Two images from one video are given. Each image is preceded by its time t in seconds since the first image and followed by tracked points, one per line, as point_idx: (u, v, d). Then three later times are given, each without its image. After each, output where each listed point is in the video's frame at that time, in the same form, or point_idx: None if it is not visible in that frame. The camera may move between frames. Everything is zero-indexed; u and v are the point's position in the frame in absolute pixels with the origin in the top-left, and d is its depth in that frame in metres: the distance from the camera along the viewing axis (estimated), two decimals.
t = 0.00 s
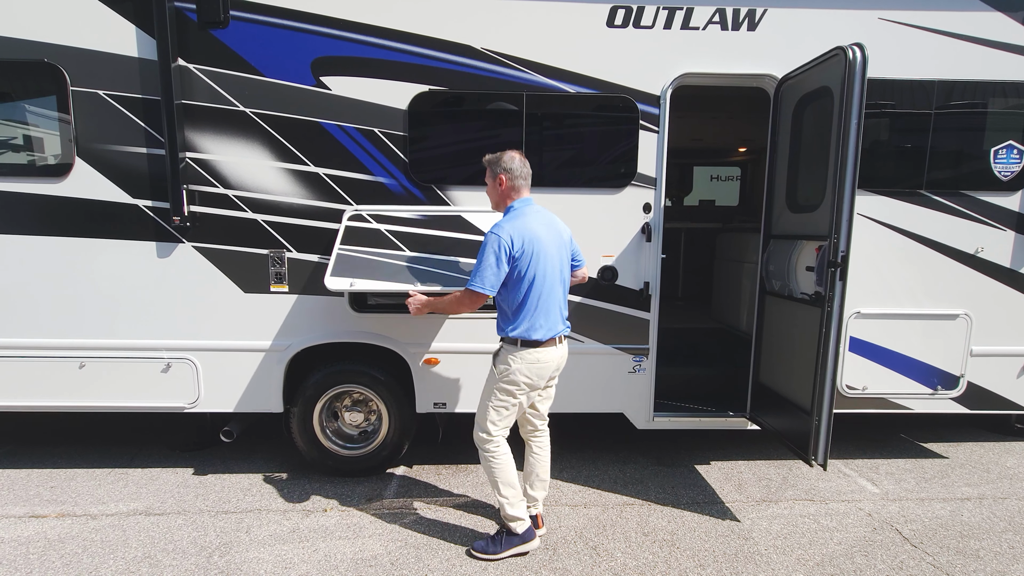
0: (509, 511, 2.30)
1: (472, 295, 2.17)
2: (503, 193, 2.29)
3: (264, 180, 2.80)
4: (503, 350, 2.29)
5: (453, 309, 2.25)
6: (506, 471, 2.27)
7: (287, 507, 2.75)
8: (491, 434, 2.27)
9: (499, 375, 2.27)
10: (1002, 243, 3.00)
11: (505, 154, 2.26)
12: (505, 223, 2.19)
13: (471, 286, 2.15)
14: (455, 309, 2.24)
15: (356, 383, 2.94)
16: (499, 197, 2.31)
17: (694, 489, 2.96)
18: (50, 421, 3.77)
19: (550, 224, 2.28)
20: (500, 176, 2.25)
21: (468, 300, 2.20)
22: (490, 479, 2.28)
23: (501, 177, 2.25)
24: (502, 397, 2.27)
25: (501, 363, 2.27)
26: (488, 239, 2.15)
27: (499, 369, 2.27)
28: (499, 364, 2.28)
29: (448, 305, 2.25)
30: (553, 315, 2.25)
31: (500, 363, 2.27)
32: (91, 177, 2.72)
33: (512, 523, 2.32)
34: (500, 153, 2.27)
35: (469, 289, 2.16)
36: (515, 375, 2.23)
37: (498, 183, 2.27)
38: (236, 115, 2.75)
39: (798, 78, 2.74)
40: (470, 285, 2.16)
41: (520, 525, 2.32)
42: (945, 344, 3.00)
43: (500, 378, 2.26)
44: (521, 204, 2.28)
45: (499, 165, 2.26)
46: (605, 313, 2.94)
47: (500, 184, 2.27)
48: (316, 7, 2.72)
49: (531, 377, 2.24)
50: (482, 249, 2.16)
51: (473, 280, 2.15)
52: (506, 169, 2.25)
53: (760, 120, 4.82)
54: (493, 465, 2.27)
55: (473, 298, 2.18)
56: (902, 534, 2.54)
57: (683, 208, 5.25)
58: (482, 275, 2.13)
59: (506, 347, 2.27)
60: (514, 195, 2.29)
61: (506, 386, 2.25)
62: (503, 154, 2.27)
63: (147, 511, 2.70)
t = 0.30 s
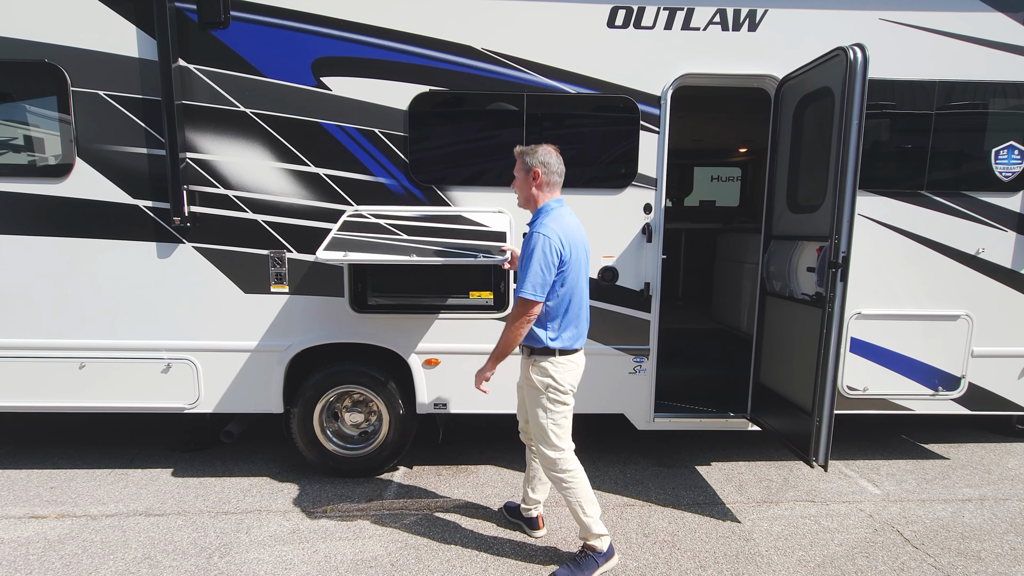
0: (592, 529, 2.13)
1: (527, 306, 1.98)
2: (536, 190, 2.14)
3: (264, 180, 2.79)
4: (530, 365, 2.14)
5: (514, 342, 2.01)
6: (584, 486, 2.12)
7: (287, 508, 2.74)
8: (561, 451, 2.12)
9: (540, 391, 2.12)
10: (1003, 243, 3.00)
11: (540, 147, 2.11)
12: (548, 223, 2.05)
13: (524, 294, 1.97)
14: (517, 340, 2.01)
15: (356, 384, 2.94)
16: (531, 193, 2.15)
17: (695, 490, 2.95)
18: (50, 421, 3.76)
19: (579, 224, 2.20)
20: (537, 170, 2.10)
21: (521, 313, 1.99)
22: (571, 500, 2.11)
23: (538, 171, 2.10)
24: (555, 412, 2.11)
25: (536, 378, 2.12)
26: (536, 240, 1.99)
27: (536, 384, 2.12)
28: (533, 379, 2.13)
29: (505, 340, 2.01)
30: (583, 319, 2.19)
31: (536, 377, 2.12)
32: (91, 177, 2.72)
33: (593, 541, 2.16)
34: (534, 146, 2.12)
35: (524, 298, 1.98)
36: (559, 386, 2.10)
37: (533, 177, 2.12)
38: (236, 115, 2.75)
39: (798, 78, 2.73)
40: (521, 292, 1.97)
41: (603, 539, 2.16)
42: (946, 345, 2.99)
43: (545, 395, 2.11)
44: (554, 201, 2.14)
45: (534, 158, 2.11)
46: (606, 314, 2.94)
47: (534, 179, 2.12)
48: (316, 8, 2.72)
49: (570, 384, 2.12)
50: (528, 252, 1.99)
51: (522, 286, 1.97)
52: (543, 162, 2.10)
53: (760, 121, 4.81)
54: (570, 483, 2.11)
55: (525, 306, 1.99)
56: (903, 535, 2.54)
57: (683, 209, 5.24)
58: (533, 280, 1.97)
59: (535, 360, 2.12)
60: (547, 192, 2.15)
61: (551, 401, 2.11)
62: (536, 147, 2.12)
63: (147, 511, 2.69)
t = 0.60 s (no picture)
0: (603, 535, 2.12)
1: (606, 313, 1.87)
2: (565, 190, 2.06)
3: (265, 180, 2.79)
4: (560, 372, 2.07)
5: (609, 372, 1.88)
6: (607, 493, 2.10)
7: (287, 509, 2.74)
8: (591, 457, 2.07)
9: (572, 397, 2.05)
10: (1005, 244, 2.99)
11: (570, 144, 2.02)
12: (591, 225, 1.96)
13: (600, 302, 1.85)
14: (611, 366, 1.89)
15: (355, 385, 2.94)
16: (560, 194, 2.07)
17: (696, 490, 2.95)
18: (50, 422, 3.76)
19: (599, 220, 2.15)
20: (570, 169, 2.02)
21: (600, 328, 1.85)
22: (593, 505, 2.09)
23: (570, 170, 2.03)
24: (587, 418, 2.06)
25: (567, 384, 2.06)
26: (591, 245, 1.89)
27: (569, 390, 2.06)
28: (564, 386, 2.07)
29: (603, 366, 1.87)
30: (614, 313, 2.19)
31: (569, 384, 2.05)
32: (92, 177, 2.71)
33: (600, 548, 2.15)
34: (564, 141, 2.02)
35: (598, 308, 1.85)
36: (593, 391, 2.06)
37: (563, 177, 2.03)
38: (237, 115, 2.74)
39: (800, 78, 2.73)
40: (592, 301, 1.85)
41: (610, 547, 2.16)
42: (948, 346, 2.99)
43: (578, 401, 2.05)
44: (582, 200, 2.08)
45: (565, 156, 2.02)
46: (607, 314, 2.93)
47: (564, 179, 2.04)
48: (316, 8, 2.72)
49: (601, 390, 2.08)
50: (588, 257, 1.88)
51: (591, 295, 1.85)
52: (574, 160, 2.03)
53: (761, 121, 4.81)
54: (595, 489, 2.08)
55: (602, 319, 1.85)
56: (904, 536, 2.53)
57: (684, 209, 5.23)
58: (600, 288, 1.86)
59: (568, 366, 2.06)
60: (574, 192, 2.08)
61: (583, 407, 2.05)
62: (566, 143, 2.03)
63: (147, 512, 2.69)
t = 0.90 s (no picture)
0: (608, 538, 2.11)
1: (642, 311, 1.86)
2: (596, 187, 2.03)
3: (266, 180, 2.79)
4: (586, 373, 2.02)
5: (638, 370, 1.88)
6: (618, 499, 2.09)
7: (286, 509, 2.73)
8: (606, 460, 2.06)
9: (594, 399, 2.01)
10: (1007, 243, 2.99)
11: (602, 141, 1.99)
12: (624, 223, 1.95)
13: (642, 299, 1.83)
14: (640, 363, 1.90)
15: (355, 385, 2.93)
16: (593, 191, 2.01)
17: (697, 491, 2.94)
18: (50, 421, 3.76)
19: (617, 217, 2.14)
20: (605, 168, 2.00)
21: (634, 327, 1.85)
22: (602, 507, 2.08)
23: (603, 168, 2.00)
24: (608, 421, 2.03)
25: (591, 386, 2.01)
26: (631, 243, 1.88)
27: (594, 392, 2.01)
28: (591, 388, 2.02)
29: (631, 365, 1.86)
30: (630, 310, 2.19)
31: (595, 385, 2.01)
32: (92, 176, 2.71)
33: (603, 549, 2.15)
34: (597, 138, 1.97)
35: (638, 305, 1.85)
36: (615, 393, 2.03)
37: (598, 175, 2.00)
38: (237, 114, 2.74)
39: (802, 77, 2.72)
40: (634, 299, 1.83)
41: (612, 549, 2.16)
42: (950, 346, 2.98)
43: (602, 403, 2.01)
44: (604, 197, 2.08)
45: (600, 153, 1.98)
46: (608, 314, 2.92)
47: (598, 177, 2.01)
48: (317, 7, 2.71)
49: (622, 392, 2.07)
50: (628, 254, 1.86)
51: (633, 293, 1.83)
52: (606, 158, 2.01)
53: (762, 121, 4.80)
54: (608, 491, 2.07)
55: (635, 318, 1.84)
56: (906, 537, 2.52)
57: (685, 209, 5.22)
58: (640, 285, 1.85)
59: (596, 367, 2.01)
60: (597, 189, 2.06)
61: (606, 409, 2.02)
62: (599, 140, 1.98)
63: (147, 512, 2.68)
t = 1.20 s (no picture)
0: (610, 538, 2.10)
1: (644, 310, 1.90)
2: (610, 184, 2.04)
3: (266, 179, 2.78)
4: (589, 373, 2.02)
5: (620, 367, 1.93)
6: (620, 500, 2.08)
7: (286, 509, 2.72)
8: (609, 461, 2.05)
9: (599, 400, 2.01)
10: (1009, 243, 2.98)
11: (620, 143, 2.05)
12: (633, 221, 1.97)
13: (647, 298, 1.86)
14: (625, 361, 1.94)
15: (356, 385, 2.92)
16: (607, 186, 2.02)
17: (698, 491, 2.93)
18: (49, 422, 3.75)
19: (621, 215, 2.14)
20: (621, 166, 2.03)
21: (631, 328, 1.88)
22: (604, 508, 2.07)
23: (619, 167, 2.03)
24: (613, 421, 2.02)
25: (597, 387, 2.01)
26: (642, 240, 1.90)
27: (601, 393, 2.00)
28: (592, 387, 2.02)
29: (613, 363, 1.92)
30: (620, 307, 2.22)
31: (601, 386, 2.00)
32: (91, 176, 2.70)
33: (605, 549, 2.14)
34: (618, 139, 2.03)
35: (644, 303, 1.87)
36: (621, 393, 2.03)
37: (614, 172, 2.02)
38: (237, 113, 2.73)
39: (803, 76, 2.71)
40: (642, 295, 1.85)
41: (613, 549, 2.15)
42: (951, 347, 2.97)
43: (608, 403, 2.00)
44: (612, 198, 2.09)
45: (618, 152, 2.02)
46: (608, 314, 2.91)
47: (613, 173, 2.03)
48: (317, 6, 2.71)
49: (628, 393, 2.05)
50: (639, 251, 1.87)
51: (643, 290, 1.85)
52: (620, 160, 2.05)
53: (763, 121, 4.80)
54: (611, 492, 2.06)
55: (636, 318, 1.87)
56: (908, 538, 2.51)
57: (685, 208, 5.21)
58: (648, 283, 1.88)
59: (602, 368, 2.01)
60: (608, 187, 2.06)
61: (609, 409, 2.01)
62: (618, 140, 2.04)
63: (146, 512, 2.68)
